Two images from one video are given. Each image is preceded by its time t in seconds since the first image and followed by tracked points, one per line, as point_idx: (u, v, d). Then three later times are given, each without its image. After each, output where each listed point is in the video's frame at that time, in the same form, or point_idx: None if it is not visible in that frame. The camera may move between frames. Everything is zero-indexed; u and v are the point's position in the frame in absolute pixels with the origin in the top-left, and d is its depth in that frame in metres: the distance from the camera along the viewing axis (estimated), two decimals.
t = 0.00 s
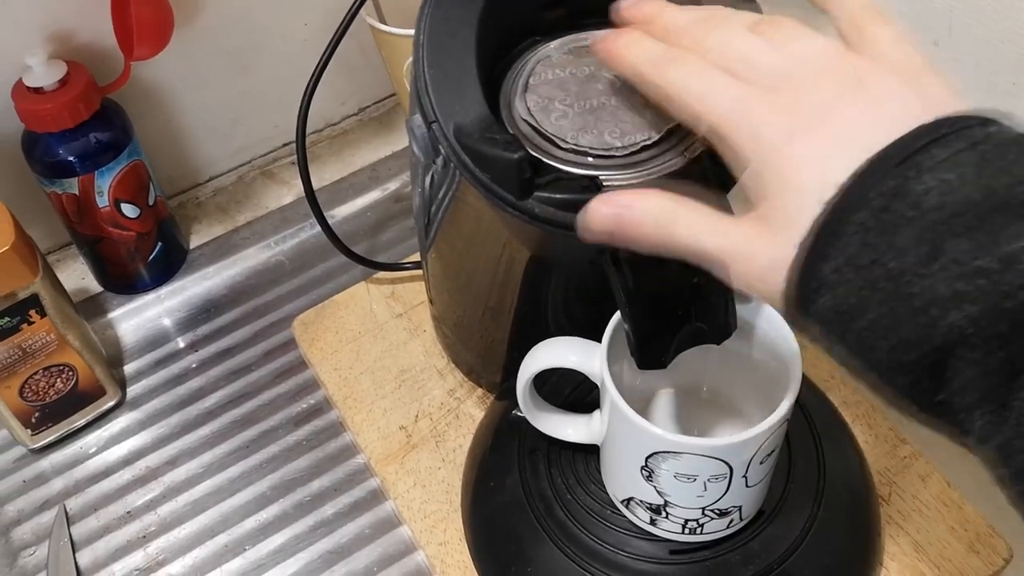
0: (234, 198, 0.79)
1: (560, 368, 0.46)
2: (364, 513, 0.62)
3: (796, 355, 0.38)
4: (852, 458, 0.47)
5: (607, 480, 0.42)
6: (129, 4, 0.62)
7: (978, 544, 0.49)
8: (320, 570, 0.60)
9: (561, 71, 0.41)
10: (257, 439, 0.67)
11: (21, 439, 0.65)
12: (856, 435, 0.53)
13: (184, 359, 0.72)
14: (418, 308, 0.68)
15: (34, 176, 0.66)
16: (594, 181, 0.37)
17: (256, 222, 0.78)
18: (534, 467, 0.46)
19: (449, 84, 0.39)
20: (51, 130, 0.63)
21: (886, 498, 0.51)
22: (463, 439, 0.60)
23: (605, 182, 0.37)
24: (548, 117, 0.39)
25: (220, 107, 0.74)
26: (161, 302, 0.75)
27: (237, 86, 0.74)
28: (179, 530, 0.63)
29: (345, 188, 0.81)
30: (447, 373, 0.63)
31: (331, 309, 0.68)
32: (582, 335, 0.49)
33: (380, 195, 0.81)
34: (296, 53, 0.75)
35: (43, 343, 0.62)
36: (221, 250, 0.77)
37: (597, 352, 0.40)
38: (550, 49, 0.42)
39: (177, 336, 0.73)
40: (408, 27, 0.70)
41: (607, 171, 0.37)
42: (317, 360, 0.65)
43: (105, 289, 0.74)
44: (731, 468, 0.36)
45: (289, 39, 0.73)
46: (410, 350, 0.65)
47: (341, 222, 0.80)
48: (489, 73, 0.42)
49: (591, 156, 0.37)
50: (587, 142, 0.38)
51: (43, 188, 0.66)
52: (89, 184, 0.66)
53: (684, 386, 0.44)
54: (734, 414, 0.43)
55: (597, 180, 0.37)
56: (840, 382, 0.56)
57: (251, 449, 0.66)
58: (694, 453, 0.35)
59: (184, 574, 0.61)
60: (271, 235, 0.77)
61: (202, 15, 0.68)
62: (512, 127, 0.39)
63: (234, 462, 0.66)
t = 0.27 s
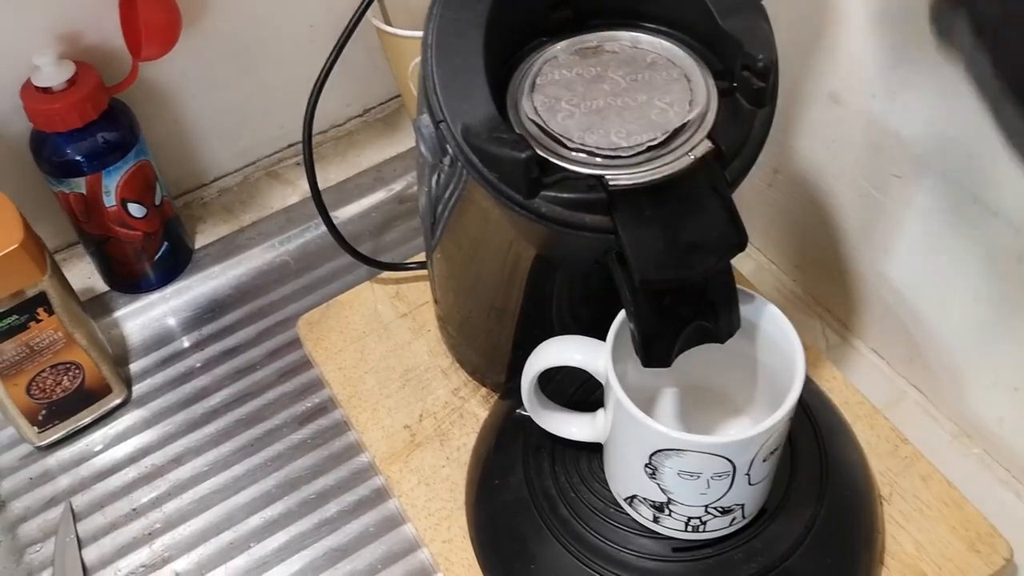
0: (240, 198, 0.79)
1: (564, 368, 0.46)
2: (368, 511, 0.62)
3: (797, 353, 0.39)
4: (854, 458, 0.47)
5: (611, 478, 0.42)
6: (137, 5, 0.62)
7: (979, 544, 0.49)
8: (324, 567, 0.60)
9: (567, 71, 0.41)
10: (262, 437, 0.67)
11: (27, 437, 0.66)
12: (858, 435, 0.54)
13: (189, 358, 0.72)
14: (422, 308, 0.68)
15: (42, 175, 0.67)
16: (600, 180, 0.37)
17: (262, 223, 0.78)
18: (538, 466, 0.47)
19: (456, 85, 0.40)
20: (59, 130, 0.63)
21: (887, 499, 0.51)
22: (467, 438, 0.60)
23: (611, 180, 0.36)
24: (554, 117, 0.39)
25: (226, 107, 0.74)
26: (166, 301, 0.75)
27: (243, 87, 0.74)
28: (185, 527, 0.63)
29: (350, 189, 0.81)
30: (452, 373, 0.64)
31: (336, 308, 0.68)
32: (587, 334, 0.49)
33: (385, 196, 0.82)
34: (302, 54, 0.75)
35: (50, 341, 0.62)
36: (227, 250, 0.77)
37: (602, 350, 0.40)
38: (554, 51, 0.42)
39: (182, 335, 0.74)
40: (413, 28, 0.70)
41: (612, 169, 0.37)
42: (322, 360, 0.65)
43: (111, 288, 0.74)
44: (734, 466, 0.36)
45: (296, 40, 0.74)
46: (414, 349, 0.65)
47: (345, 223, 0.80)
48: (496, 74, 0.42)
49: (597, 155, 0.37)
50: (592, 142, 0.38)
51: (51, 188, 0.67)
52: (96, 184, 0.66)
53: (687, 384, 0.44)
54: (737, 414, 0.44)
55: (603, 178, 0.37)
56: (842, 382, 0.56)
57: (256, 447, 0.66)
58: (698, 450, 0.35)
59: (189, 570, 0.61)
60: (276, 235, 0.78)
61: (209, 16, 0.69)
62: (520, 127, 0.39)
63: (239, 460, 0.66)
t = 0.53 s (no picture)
0: (246, 197, 0.80)
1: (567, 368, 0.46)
2: (372, 509, 0.63)
3: (797, 354, 0.39)
4: (854, 459, 0.47)
5: (613, 478, 0.42)
6: (143, 6, 0.63)
7: (979, 544, 0.49)
8: (328, 565, 0.61)
9: (570, 75, 0.41)
10: (267, 435, 0.67)
11: (34, 434, 0.66)
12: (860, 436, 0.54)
13: (195, 356, 0.73)
14: (426, 307, 0.68)
15: (49, 174, 0.67)
16: (602, 184, 0.37)
17: (267, 222, 0.79)
18: (540, 465, 0.47)
19: (460, 87, 0.40)
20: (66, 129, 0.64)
21: (887, 499, 0.51)
22: (470, 437, 0.61)
23: (613, 183, 0.37)
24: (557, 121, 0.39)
25: (232, 106, 0.75)
26: (173, 300, 0.75)
27: (250, 86, 0.75)
28: (190, 524, 0.64)
29: (355, 188, 0.82)
30: (455, 372, 0.64)
31: (341, 307, 0.68)
32: (589, 335, 0.50)
33: (390, 195, 0.82)
34: (308, 54, 0.75)
35: (56, 339, 0.62)
36: (233, 248, 0.78)
37: (604, 351, 0.40)
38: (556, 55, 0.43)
39: (188, 333, 0.74)
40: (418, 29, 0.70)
41: (615, 172, 0.37)
42: (327, 358, 0.66)
43: (117, 286, 0.75)
44: (734, 466, 0.36)
45: (301, 40, 0.74)
46: (419, 348, 0.66)
47: (349, 222, 0.81)
48: (500, 77, 0.42)
49: (600, 159, 0.38)
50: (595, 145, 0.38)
51: (58, 187, 0.67)
52: (103, 183, 0.66)
53: (688, 384, 0.44)
54: (738, 414, 0.44)
55: (605, 181, 0.37)
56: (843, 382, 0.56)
57: (261, 445, 0.67)
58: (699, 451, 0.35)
59: (195, 567, 0.62)
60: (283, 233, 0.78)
61: (216, 16, 0.69)
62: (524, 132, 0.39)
63: (244, 458, 0.66)
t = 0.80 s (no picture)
0: (248, 198, 0.80)
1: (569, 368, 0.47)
2: (373, 509, 0.63)
3: (798, 353, 0.39)
4: (856, 459, 0.47)
5: (614, 478, 0.42)
6: (148, 6, 0.63)
7: (979, 546, 0.49)
8: (329, 564, 0.61)
9: (572, 75, 0.42)
10: (269, 434, 0.67)
11: (36, 433, 0.66)
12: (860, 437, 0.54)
13: (197, 356, 0.73)
14: (428, 308, 0.68)
15: (52, 174, 0.67)
16: (604, 183, 0.37)
17: (270, 222, 0.79)
18: (542, 464, 0.47)
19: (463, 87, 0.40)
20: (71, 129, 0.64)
21: (888, 501, 0.51)
22: (472, 437, 0.61)
23: (616, 182, 0.37)
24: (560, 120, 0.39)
25: (235, 107, 0.75)
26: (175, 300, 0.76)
27: (253, 88, 0.75)
28: (191, 523, 0.64)
29: (357, 190, 0.82)
30: (457, 372, 0.64)
31: (343, 308, 0.68)
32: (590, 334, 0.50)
33: (393, 195, 0.82)
34: (311, 55, 0.76)
35: (59, 338, 0.63)
36: (235, 249, 0.78)
37: (605, 350, 0.40)
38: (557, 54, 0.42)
39: (190, 333, 0.74)
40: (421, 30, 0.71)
41: (617, 172, 0.37)
42: (329, 358, 0.66)
43: (120, 286, 0.75)
44: (735, 465, 0.36)
45: (304, 41, 0.74)
46: (421, 349, 0.66)
47: (351, 223, 0.81)
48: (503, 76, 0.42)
49: (602, 159, 0.38)
50: (597, 146, 0.38)
51: (61, 186, 0.67)
52: (106, 183, 0.67)
53: (688, 384, 0.45)
54: (739, 415, 0.44)
55: (607, 180, 0.37)
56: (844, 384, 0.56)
57: (263, 444, 0.67)
58: (700, 450, 0.35)
59: (196, 566, 0.62)
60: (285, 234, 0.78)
61: (219, 17, 0.69)
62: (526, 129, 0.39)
63: (246, 458, 0.66)
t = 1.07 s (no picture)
0: (253, 197, 0.80)
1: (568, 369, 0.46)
2: (375, 508, 0.63)
3: (794, 356, 0.39)
4: (856, 461, 0.47)
5: (611, 479, 0.42)
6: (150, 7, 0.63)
7: (978, 546, 0.49)
8: (329, 564, 0.61)
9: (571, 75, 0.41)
10: (272, 434, 0.67)
11: (40, 432, 0.67)
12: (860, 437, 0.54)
13: (202, 355, 0.73)
14: (431, 308, 0.68)
15: (56, 173, 0.67)
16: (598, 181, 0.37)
17: (275, 222, 0.79)
18: (541, 465, 0.47)
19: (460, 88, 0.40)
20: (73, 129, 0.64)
21: (887, 500, 0.51)
22: (473, 437, 0.61)
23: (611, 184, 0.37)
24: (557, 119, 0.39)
25: (239, 106, 0.75)
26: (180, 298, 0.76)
27: (257, 87, 0.75)
28: (194, 522, 0.64)
29: (362, 189, 0.82)
30: (459, 372, 0.64)
31: (345, 308, 0.68)
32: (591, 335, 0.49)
33: (397, 195, 0.82)
34: (315, 55, 0.76)
35: (62, 338, 0.63)
36: (240, 248, 0.78)
37: (602, 352, 0.40)
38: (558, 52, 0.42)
39: (195, 332, 0.74)
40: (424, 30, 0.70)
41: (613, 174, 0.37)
42: (331, 358, 0.66)
43: (124, 285, 0.75)
44: (730, 468, 0.36)
45: (307, 41, 0.74)
46: (424, 349, 0.66)
47: (355, 222, 0.81)
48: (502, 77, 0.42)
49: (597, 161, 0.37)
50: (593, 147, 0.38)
51: (65, 186, 0.68)
52: (109, 183, 0.67)
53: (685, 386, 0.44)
54: (738, 416, 0.44)
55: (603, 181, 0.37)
56: (845, 385, 0.56)
57: (266, 444, 0.67)
58: (695, 452, 0.35)
59: (198, 566, 0.62)
60: (290, 233, 0.79)
61: (222, 18, 0.69)
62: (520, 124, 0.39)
63: (249, 457, 0.66)
